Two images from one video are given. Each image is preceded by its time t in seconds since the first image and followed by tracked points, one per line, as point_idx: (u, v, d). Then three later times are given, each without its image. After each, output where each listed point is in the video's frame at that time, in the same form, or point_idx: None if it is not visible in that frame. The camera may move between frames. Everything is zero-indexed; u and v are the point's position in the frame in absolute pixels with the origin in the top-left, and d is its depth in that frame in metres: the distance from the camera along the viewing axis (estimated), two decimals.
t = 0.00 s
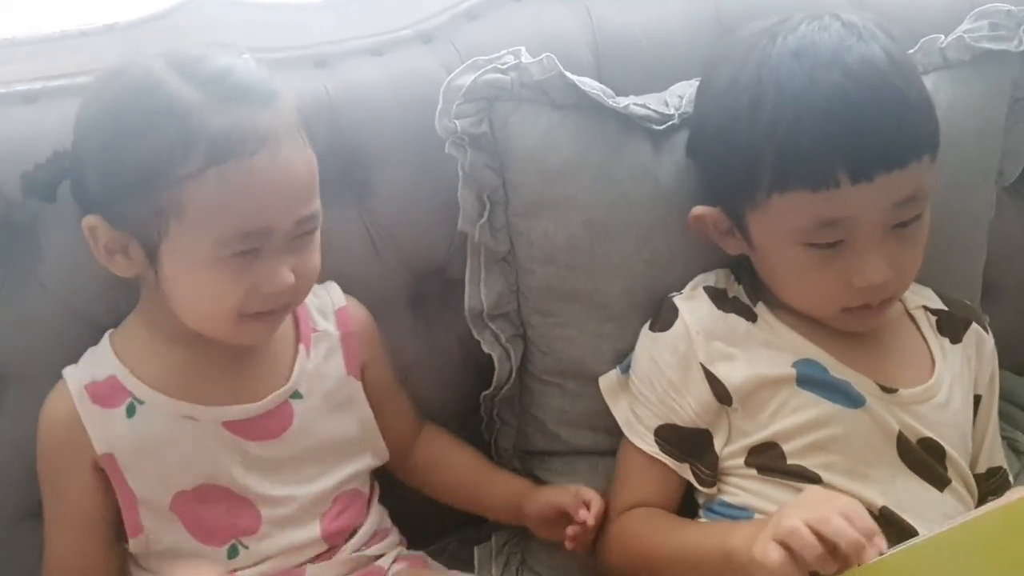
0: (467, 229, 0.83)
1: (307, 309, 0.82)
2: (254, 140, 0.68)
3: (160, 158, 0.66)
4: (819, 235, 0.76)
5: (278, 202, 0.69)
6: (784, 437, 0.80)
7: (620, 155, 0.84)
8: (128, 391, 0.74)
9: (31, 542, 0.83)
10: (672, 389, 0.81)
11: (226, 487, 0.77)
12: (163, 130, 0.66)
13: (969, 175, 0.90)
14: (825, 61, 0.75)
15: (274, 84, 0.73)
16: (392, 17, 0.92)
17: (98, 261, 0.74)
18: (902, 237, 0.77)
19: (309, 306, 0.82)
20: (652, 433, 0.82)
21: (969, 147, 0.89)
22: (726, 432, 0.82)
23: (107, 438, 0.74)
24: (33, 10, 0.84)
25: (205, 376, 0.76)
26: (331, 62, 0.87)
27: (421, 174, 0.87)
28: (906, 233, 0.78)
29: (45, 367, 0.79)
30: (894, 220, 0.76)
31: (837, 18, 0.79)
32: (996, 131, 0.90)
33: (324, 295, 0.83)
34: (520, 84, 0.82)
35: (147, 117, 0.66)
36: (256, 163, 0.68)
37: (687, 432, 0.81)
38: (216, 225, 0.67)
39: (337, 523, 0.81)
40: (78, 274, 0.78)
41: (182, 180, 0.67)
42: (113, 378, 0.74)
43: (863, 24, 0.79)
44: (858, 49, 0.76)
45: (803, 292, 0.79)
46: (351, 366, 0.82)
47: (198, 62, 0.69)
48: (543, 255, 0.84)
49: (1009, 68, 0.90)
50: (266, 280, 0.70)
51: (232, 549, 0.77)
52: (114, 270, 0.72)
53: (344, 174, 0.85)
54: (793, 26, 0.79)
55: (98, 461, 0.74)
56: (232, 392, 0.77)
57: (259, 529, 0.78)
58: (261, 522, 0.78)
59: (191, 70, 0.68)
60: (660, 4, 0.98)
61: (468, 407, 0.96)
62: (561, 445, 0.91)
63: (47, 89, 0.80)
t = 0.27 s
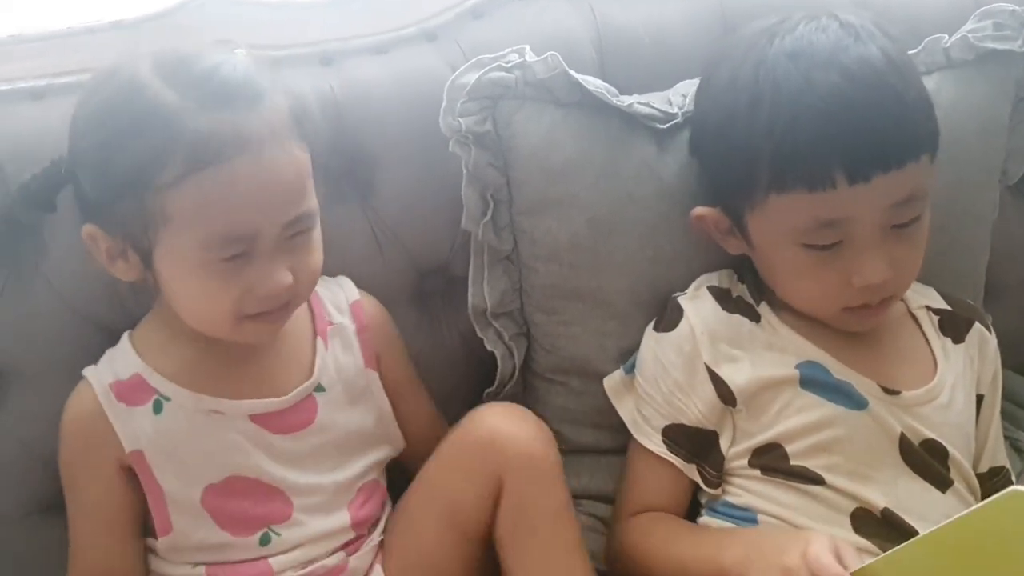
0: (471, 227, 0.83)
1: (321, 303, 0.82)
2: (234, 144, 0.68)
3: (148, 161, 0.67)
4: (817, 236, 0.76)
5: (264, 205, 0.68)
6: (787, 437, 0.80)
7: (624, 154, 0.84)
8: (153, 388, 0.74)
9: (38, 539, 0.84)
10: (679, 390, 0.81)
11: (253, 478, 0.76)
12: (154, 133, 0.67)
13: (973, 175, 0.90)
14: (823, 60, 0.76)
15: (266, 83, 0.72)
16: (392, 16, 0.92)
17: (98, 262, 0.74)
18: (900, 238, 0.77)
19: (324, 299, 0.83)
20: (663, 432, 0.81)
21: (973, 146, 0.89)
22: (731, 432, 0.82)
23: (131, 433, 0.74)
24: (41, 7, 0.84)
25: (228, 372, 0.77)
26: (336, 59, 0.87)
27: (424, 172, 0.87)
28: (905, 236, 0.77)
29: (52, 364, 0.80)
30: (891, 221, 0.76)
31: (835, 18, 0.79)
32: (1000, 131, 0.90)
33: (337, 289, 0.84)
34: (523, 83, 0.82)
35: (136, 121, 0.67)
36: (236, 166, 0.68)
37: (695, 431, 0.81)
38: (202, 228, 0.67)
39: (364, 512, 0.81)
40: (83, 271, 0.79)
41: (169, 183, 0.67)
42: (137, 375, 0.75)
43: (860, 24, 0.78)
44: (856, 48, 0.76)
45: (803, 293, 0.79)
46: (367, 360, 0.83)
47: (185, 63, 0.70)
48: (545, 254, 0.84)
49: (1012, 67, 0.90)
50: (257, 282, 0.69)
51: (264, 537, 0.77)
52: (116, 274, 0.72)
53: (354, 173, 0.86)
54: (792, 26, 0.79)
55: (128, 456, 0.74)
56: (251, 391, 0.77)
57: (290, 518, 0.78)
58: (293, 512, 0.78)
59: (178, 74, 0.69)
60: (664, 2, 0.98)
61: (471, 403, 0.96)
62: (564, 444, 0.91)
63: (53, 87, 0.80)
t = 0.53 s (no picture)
0: (473, 226, 0.83)
1: (327, 305, 0.82)
2: (258, 131, 0.68)
3: (171, 148, 0.67)
4: (815, 238, 0.76)
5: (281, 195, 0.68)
6: (789, 437, 0.80)
7: (625, 154, 0.84)
8: (160, 377, 0.74)
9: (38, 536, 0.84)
10: (685, 389, 0.81)
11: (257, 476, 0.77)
12: (177, 119, 0.66)
13: (974, 176, 0.90)
14: (822, 62, 0.76)
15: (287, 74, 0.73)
16: (392, 16, 0.92)
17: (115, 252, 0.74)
18: (899, 239, 0.77)
19: (330, 302, 0.83)
20: (669, 431, 0.81)
21: (973, 147, 0.89)
22: (736, 431, 0.82)
23: (138, 423, 0.74)
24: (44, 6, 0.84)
25: (235, 363, 0.77)
26: (337, 59, 0.87)
27: (427, 171, 0.87)
28: (904, 237, 0.77)
29: (53, 361, 0.80)
30: (890, 222, 0.76)
31: (834, 19, 0.80)
32: (1001, 132, 0.90)
33: (342, 292, 0.84)
34: (524, 82, 0.82)
35: (156, 105, 0.66)
36: (259, 154, 0.68)
37: (701, 430, 0.81)
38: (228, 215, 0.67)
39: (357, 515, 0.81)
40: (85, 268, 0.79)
41: (189, 171, 0.67)
42: (143, 363, 0.74)
43: (860, 26, 0.79)
44: (855, 50, 0.76)
45: (804, 293, 0.79)
46: (369, 360, 0.83)
47: (207, 52, 0.69)
48: (546, 253, 0.84)
49: (1013, 68, 0.90)
50: (277, 272, 0.69)
51: (256, 536, 0.77)
52: (131, 262, 0.72)
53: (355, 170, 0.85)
54: (792, 27, 0.79)
55: (129, 444, 0.74)
56: (262, 385, 0.77)
57: (285, 518, 0.78)
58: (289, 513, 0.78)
59: (201, 62, 0.69)
60: (666, 2, 0.98)
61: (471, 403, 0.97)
62: (565, 443, 0.92)
63: (55, 84, 0.80)
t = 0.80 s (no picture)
0: (468, 225, 0.83)
1: (318, 307, 0.82)
2: (278, 140, 0.68)
3: (189, 154, 0.66)
4: (811, 238, 0.76)
5: (290, 203, 0.68)
6: (781, 437, 0.80)
7: (621, 153, 0.84)
8: (146, 379, 0.74)
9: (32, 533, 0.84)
10: (677, 388, 0.81)
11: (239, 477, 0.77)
12: (197, 125, 0.66)
13: (969, 176, 0.90)
14: (818, 62, 0.76)
15: (302, 86, 0.73)
16: (391, 16, 0.92)
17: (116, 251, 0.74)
18: (896, 239, 0.77)
19: (321, 304, 0.83)
20: (660, 429, 0.82)
21: (969, 147, 0.89)
22: (727, 431, 0.82)
23: (125, 425, 0.74)
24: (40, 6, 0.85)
25: (228, 367, 0.77)
26: (335, 57, 0.87)
27: (424, 170, 0.87)
28: (900, 237, 0.77)
29: (50, 358, 0.80)
30: (886, 222, 0.76)
31: (832, 19, 0.80)
32: (996, 132, 0.91)
33: (334, 293, 0.84)
34: (522, 81, 0.82)
35: (177, 109, 0.66)
36: (276, 164, 0.68)
37: (693, 429, 0.81)
38: (239, 221, 0.67)
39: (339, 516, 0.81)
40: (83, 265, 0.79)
41: (208, 176, 0.67)
42: (128, 364, 0.74)
43: (857, 26, 0.79)
44: (853, 51, 0.76)
45: (799, 294, 0.79)
46: (360, 362, 0.83)
47: (229, 59, 0.69)
48: (542, 252, 0.84)
49: (1009, 68, 0.90)
50: (281, 279, 0.70)
51: (236, 538, 0.77)
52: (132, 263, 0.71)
53: (352, 169, 0.86)
54: (790, 27, 0.80)
55: (115, 446, 0.74)
56: (260, 388, 0.78)
57: (264, 520, 0.78)
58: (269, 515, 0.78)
59: (220, 65, 0.68)
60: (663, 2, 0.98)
61: (468, 403, 0.97)
62: (559, 442, 0.92)
63: (52, 82, 0.80)
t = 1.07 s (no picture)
0: (463, 226, 0.83)
1: (292, 316, 0.82)
2: (238, 161, 0.68)
3: (152, 172, 0.67)
4: (803, 241, 0.76)
5: (247, 225, 0.69)
6: (775, 438, 0.81)
7: (614, 155, 0.84)
8: (113, 390, 0.74)
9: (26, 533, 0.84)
10: (669, 396, 0.82)
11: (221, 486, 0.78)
12: (157, 145, 0.66)
13: (962, 179, 0.90)
14: (808, 66, 0.76)
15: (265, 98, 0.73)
16: (389, 15, 0.92)
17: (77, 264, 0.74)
18: (887, 242, 0.77)
19: (296, 314, 0.82)
20: (652, 441, 0.83)
21: (963, 150, 0.90)
22: (719, 435, 0.83)
23: (95, 434, 0.74)
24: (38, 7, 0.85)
25: (197, 379, 0.77)
26: (332, 59, 0.88)
27: (418, 171, 0.87)
28: (891, 239, 0.78)
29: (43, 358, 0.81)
30: (879, 224, 0.76)
31: (822, 22, 0.80)
32: (990, 134, 0.91)
33: (311, 301, 0.83)
34: (515, 83, 0.82)
35: (136, 129, 0.66)
36: (235, 184, 0.68)
37: (684, 438, 0.82)
38: (197, 242, 0.68)
39: (324, 518, 0.82)
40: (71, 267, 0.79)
41: (164, 198, 0.67)
42: (97, 374, 0.75)
43: (849, 29, 0.79)
44: (843, 53, 0.77)
45: (791, 297, 0.80)
46: (336, 373, 0.82)
47: (189, 75, 0.69)
48: (536, 253, 0.85)
49: (1003, 71, 0.91)
50: (241, 300, 0.71)
51: (215, 544, 0.78)
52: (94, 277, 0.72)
53: (346, 173, 0.87)
54: (780, 30, 0.80)
55: (84, 455, 0.74)
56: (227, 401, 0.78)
57: (244, 524, 0.79)
58: (246, 521, 0.79)
59: (182, 83, 0.68)
60: (658, 4, 0.99)
61: (462, 404, 0.97)
62: (553, 442, 0.92)
63: (46, 83, 0.80)
